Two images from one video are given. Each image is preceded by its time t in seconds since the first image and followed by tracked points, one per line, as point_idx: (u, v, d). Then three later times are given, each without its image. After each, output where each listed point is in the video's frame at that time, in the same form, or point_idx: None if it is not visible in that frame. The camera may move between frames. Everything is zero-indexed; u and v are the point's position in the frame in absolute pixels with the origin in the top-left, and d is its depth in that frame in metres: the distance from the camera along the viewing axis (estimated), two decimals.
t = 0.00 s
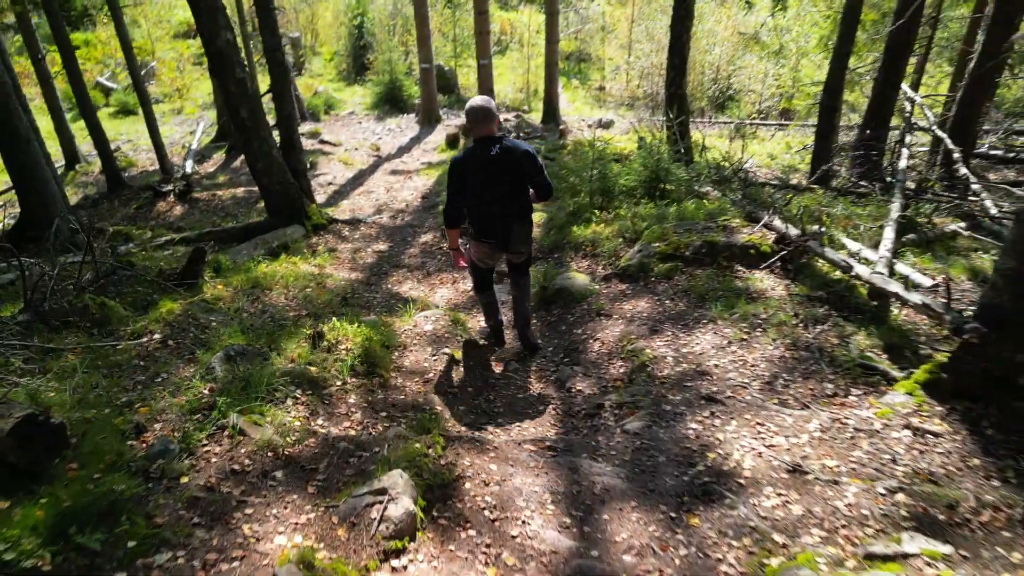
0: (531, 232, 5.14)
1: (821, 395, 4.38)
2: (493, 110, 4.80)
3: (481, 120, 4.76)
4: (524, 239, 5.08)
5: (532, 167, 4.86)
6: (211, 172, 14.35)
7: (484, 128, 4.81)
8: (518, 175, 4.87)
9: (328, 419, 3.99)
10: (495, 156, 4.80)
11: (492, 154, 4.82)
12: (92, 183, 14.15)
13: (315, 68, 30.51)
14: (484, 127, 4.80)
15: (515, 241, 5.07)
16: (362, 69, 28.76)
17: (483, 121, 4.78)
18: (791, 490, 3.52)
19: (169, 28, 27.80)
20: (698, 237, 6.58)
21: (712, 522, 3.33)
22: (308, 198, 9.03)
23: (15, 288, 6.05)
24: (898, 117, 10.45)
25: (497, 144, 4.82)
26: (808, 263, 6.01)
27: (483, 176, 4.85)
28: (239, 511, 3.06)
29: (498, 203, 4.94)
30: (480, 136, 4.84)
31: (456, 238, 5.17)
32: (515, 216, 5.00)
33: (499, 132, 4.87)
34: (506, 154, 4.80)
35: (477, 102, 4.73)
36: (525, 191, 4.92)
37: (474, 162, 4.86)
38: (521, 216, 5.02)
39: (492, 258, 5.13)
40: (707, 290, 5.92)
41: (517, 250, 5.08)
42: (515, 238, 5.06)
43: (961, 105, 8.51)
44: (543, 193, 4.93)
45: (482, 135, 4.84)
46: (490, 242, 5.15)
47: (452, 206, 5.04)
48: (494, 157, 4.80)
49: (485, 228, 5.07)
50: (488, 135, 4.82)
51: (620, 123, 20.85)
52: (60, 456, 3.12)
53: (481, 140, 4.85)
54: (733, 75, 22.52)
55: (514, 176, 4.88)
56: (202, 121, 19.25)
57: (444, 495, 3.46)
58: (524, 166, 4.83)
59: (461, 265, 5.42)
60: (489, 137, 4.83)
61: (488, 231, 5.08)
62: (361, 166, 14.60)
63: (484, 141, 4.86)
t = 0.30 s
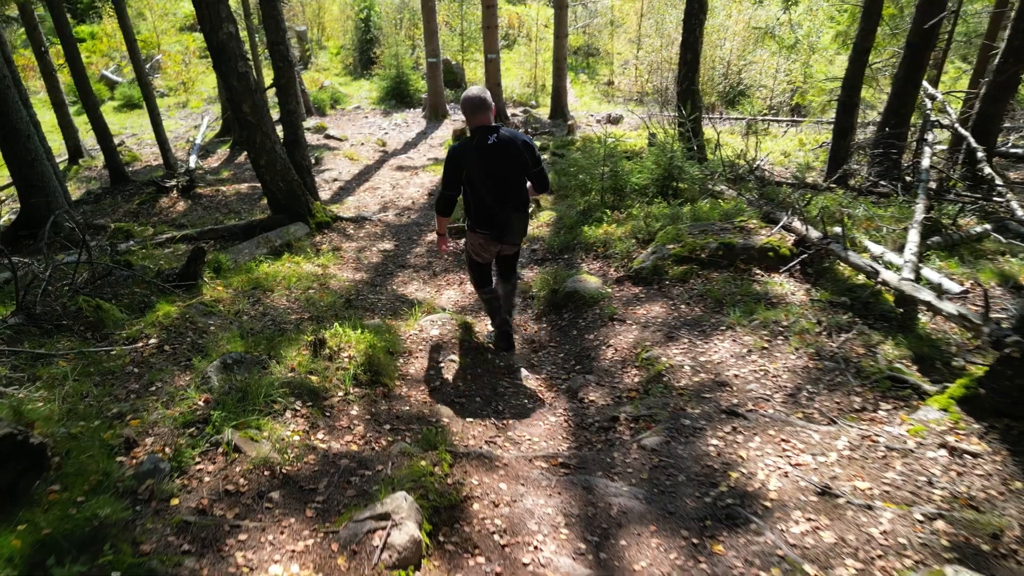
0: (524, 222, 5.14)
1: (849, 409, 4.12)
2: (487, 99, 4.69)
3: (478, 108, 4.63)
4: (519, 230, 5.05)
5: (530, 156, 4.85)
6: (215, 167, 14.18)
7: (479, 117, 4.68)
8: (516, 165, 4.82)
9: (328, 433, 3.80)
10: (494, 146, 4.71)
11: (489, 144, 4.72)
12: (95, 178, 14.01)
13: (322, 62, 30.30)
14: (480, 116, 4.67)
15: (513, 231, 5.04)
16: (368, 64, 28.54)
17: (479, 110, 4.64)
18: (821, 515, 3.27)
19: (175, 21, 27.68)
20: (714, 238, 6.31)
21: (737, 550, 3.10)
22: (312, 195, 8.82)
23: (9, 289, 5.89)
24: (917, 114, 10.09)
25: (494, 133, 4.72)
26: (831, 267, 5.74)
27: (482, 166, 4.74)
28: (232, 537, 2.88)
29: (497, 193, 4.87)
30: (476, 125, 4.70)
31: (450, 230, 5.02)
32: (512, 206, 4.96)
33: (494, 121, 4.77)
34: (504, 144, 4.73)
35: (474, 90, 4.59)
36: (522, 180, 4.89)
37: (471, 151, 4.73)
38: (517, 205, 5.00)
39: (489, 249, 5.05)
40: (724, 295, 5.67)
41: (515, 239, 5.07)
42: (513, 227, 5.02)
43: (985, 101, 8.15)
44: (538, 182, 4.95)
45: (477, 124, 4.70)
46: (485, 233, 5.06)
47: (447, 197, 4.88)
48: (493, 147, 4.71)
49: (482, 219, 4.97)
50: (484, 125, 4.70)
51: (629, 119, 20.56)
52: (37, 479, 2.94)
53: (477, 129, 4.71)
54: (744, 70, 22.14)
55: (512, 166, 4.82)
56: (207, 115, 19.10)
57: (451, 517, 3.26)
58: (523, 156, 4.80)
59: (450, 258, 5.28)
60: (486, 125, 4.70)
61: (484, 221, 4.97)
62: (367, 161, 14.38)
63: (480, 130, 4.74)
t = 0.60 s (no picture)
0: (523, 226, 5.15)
1: (874, 425, 3.95)
2: (494, 104, 4.71)
3: (483, 113, 4.66)
4: (518, 233, 5.07)
5: (532, 163, 4.85)
6: (215, 173, 14.06)
7: (484, 121, 4.70)
8: (518, 170, 4.82)
9: (331, 451, 3.63)
10: (498, 150, 4.72)
11: (493, 148, 4.74)
12: (94, 184, 13.88)
13: (323, 68, 30.25)
14: (486, 120, 4.70)
15: (512, 234, 5.05)
16: (370, 70, 28.49)
17: (484, 114, 4.68)
18: (851, 539, 3.09)
19: (176, 27, 27.66)
20: (726, 246, 6.15)
21: None
22: (314, 202, 8.67)
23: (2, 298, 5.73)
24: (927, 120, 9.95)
25: (499, 138, 4.74)
26: (847, 276, 5.59)
27: (487, 169, 4.76)
28: (229, 566, 2.70)
29: (497, 197, 4.87)
30: (481, 129, 4.73)
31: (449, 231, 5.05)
32: (511, 210, 4.96)
33: (499, 127, 4.79)
34: (508, 149, 4.74)
35: (481, 95, 4.62)
36: (523, 186, 4.89)
37: (476, 154, 4.74)
38: (517, 210, 5.00)
39: (487, 251, 5.05)
40: (738, 305, 5.51)
41: (512, 243, 5.06)
42: (512, 231, 5.02)
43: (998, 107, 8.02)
44: (539, 189, 4.95)
45: (482, 129, 4.72)
46: (484, 235, 5.07)
47: (449, 198, 4.90)
48: (497, 152, 4.72)
49: (481, 222, 4.98)
50: (489, 129, 4.72)
51: (632, 125, 20.46)
52: (26, 503, 2.81)
53: (482, 133, 4.74)
54: (747, 76, 22.05)
55: (514, 171, 4.83)
56: (207, 121, 19.00)
57: (460, 542, 3.09)
58: (525, 162, 4.80)
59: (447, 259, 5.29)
60: (491, 130, 4.72)
61: (484, 223, 4.97)
62: (368, 167, 14.26)
63: (485, 135, 4.76)
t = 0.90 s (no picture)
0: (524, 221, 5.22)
1: (899, 440, 3.82)
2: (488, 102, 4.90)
3: (478, 110, 4.83)
4: (518, 228, 5.13)
5: (529, 157, 4.99)
6: (215, 180, 13.94)
7: (480, 118, 4.87)
8: (515, 165, 4.95)
9: (336, 468, 3.48)
10: (494, 145, 4.87)
11: (490, 144, 4.88)
12: (94, 191, 13.76)
13: (323, 75, 30.22)
14: (481, 117, 4.87)
15: (512, 229, 5.13)
16: (370, 77, 28.49)
17: (480, 111, 4.86)
18: (883, 562, 2.94)
19: (176, 34, 27.62)
20: (738, 254, 6.04)
21: None
22: (316, 209, 8.55)
23: None
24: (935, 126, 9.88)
25: (495, 134, 4.90)
26: (862, 284, 5.50)
27: (483, 165, 4.89)
28: None
29: (496, 192, 4.98)
30: (477, 126, 4.90)
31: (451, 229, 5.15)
32: (511, 205, 5.07)
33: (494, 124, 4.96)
34: (504, 144, 4.89)
35: (475, 93, 4.80)
36: (521, 180, 5.01)
37: (473, 152, 4.89)
38: (516, 205, 5.11)
39: (488, 246, 5.13)
40: (752, 314, 5.39)
41: (513, 238, 5.15)
42: (512, 226, 5.11)
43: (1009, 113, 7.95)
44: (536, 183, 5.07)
45: (478, 125, 4.90)
46: (485, 231, 5.16)
47: (449, 195, 5.02)
48: (494, 147, 4.87)
49: (482, 218, 5.08)
50: (485, 126, 4.89)
51: (634, 132, 20.40)
52: (19, 528, 2.64)
53: (478, 131, 4.90)
54: (749, 83, 22.00)
55: (512, 166, 4.96)
56: (207, 128, 18.92)
57: (473, 564, 2.95)
58: (522, 156, 4.94)
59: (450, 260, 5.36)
60: (486, 127, 4.89)
61: (484, 219, 5.08)
62: (370, 174, 14.16)
63: (481, 131, 4.92)
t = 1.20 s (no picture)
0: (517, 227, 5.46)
1: (930, 461, 3.68)
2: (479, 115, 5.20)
3: (469, 122, 5.14)
4: (512, 233, 5.37)
5: (520, 165, 5.25)
6: (218, 189, 13.86)
7: (472, 130, 5.18)
8: (507, 173, 5.22)
9: (345, 490, 3.34)
10: (486, 155, 5.16)
11: (481, 154, 5.17)
12: (96, 201, 13.68)
13: (327, 84, 30.28)
14: (473, 129, 5.17)
15: (506, 234, 5.37)
16: (374, 86, 28.55)
17: (470, 123, 5.16)
18: None
19: (180, 44, 27.69)
20: (754, 265, 5.95)
21: None
22: (321, 219, 8.44)
23: None
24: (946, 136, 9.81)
25: (487, 144, 5.18)
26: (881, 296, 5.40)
27: (476, 174, 5.17)
28: None
29: (490, 199, 5.26)
30: (470, 137, 5.20)
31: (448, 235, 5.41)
32: (505, 212, 5.33)
33: (486, 134, 5.26)
34: (496, 153, 5.17)
35: (466, 107, 5.12)
36: (513, 186, 5.26)
37: (466, 162, 5.18)
38: (510, 210, 5.36)
39: (483, 251, 5.36)
40: (769, 328, 5.29)
41: (508, 243, 5.40)
42: (507, 232, 5.36)
43: None
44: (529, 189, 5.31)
45: (470, 137, 5.20)
46: (480, 238, 5.40)
47: (445, 204, 5.31)
48: (485, 156, 5.16)
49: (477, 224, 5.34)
50: (477, 137, 5.20)
51: (639, 141, 20.38)
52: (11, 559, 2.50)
53: (469, 141, 5.20)
54: (753, 93, 22.40)
55: (504, 174, 5.23)
56: (210, 137, 18.88)
57: None
58: (513, 164, 5.21)
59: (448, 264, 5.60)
60: (478, 137, 5.19)
61: (479, 226, 5.33)
62: (374, 183, 14.08)
63: (474, 142, 5.22)
